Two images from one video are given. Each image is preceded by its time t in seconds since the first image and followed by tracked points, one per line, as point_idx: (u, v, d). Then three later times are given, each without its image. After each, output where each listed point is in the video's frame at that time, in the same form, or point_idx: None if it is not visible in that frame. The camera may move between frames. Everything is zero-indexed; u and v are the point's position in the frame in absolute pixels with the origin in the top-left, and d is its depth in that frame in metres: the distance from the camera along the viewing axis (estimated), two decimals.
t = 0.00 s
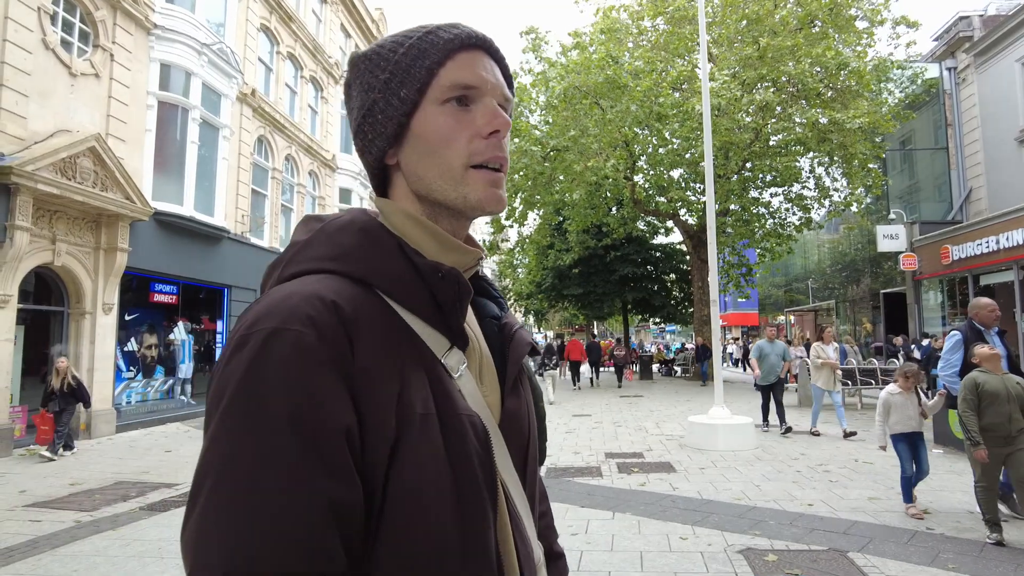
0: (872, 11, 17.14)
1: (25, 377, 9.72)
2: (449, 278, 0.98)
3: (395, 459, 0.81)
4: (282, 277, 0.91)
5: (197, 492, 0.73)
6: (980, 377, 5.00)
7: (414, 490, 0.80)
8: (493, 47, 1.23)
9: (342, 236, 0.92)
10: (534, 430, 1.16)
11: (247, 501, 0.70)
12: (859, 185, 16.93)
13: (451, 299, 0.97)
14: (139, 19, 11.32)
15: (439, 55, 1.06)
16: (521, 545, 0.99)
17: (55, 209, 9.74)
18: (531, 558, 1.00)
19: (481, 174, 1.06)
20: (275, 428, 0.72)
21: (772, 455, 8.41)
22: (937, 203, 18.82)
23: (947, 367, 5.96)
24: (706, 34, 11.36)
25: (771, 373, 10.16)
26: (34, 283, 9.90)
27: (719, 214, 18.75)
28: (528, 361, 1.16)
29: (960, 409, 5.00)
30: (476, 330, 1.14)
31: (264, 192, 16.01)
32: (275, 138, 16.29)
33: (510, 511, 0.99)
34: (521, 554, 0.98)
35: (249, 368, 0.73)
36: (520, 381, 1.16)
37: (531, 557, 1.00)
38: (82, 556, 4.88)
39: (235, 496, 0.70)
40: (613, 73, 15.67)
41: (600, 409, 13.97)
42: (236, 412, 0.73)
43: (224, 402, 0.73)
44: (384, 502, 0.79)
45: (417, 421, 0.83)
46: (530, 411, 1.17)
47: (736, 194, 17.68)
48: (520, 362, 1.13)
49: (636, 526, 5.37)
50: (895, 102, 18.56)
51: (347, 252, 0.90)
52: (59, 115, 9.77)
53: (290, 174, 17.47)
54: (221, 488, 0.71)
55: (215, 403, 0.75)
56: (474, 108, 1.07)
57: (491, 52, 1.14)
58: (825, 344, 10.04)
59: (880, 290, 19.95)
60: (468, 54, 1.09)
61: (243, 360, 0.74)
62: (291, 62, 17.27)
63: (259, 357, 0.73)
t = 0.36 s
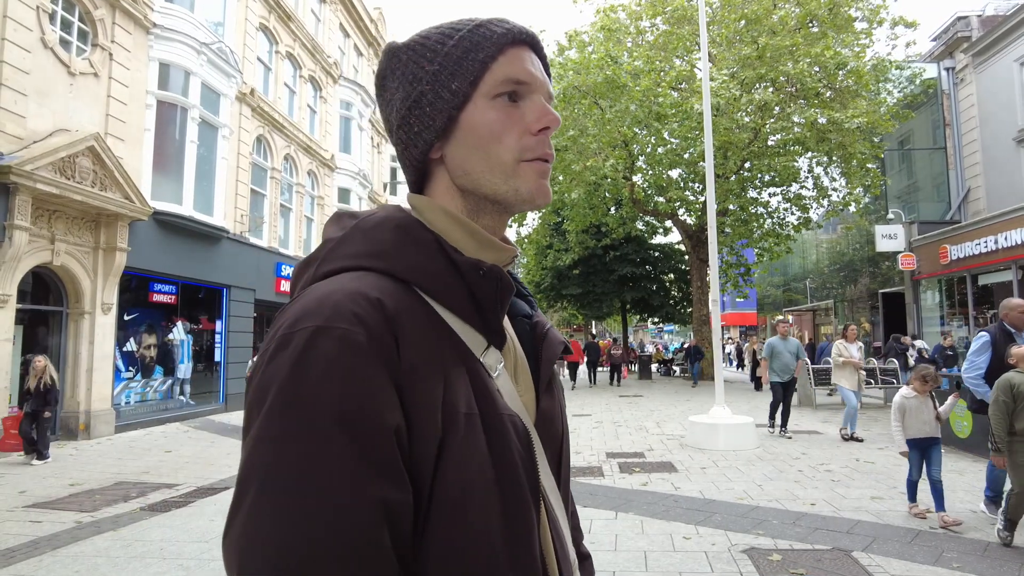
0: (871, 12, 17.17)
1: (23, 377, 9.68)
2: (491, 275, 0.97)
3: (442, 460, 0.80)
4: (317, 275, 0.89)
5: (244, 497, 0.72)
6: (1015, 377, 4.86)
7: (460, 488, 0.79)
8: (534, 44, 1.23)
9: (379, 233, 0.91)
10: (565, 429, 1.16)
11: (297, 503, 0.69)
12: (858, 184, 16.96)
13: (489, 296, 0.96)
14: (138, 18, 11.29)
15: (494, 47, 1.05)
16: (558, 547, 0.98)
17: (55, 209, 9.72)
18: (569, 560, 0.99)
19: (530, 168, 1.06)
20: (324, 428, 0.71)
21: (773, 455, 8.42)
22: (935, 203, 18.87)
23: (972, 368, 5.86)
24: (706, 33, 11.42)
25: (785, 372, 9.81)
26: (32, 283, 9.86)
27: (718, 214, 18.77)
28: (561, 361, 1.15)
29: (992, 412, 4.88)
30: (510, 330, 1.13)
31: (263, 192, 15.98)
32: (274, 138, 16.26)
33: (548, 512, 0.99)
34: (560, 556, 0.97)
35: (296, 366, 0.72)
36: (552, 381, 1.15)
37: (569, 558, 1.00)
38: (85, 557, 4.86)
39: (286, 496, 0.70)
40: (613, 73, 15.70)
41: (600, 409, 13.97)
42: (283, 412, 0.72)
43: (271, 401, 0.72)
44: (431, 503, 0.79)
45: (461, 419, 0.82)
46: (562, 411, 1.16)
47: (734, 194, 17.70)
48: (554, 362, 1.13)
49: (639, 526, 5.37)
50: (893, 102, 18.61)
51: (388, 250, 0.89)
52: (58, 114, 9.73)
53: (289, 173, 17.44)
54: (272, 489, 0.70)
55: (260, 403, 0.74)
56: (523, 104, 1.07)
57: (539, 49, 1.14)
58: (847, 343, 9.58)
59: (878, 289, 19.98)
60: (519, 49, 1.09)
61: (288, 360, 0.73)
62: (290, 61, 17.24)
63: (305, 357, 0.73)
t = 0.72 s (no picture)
0: (869, 12, 17.19)
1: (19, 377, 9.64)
2: (501, 268, 0.95)
3: (453, 454, 0.76)
4: (323, 267, 0.86)
5: (249, 493, 0.68)
6: None
7: (471, 485, 0.76)
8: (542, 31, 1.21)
9: (387, 224, 0.88)
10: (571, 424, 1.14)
11: (309, 501, 0.65)
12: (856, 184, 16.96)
13: (499, 288, 0.93)
14: (135, 17, 11.25)
15: (499, 34, 1.03)
16: (566, 544, 0.95)
17: (51, 209, 9.68)
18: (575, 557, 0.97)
19: (535, 157, 1.04)
20: (336, 421, 0.67)
21: (772, 455, 8.41)
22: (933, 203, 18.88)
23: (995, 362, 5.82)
24: (704, 33, 11.47)
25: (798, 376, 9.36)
26: (28, 283, 9.82)
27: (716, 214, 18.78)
28: (568, 355, 1.13)
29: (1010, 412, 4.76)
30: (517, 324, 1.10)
31: (260, 192, 15.95)
32: (271, 138, 16.22)
33: (556, 512, 0.95)
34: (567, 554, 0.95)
35: (306, 358, 0.69)
36: (559, 376, 1.13)
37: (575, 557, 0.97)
38: (80, 558, 4.83)
39: (295, 492, 0.65)
40: (610, 73, 15.70)
41: (599, 409, 13.94)
42: (292, 404, 0.68)
43: (279, 393, 0.68)
44: (443, 501, 0.75)
45: (471, 412, 0.80)
46: (568, 408, 1.14)
47: (732, 195, 17.69)
48: (559, 357, 1.11)
49: (638, 526, 5.35)
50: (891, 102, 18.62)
51: (396, 241, 0.86)
52: (55, 114, 9.70)
53: (286, 173, 17.40)
54: (280, 485, 0.66)
55: (265, 398, 0.70)
56: (529, 93, 1.05)
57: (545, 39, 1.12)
58: (861, 343, 9.05)
59: (876, 290, 20.00)
60: (524, 38, 1.07)
61: (297, 352, 0.70)
62: (287, 62, 17.20)
63: (315, 348, 0.69)
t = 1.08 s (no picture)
0: (864, 13, 17.24)
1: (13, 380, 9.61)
2: (480, 276, 0.95)
3: (428, 462, 0.77)
4: (302, 273, 0.86)
5: (224, 501, 0.68)
6: None
7: (445, 492, 0.77)
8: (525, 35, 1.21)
9: (367, 230, 0.88)
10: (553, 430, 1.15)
11: (281, 508, 0.66)
12: (851, 185, 17.00)
13: (478, 296, 0.93)
14: (130, 18, 11.23)
15: (469, 40, 1.04)
16: (545, 550, 0.96)
17: (45, 210, 9.65)
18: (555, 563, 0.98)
19: (509, 164, 1.04)
20: (307, 430, 0.67)
21: (767, 455, 8.43)
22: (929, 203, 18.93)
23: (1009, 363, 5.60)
24: (700, 34, 11.50)
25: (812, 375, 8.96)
26: (23, 285, 9.80)
27: (712, 214, 18.82)
28: (550, 361, 1.13)
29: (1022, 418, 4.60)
30: (498, 331, 1.11)
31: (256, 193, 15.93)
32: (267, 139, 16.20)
33: (534, 517, 0.96)
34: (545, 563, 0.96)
35: (280, 367, 0.69)
36: (542, 382, 1.13)
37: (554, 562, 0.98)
38: (74, 560, 4.82)
39: (267, 500, 0.66)
40: (607, 74, 15.69)
41: (596, 410, 13.96)
42: (265, 413, 0.68)
43: (254, 401, 0.68)
44: (417, 508, 0.76)
45: (447, 421, 0.80)
46: (550, 414, 1.15)
47: (728, 195, 17.71)
48: (541, 363, 1.11)
49: (632, 527, 5.37)
50: (887, 103, 18.65)
51: (373, 247, 0.86)
52: (49, 115, 9.67)
53: (282, 174, 17.38)
54: (253, 494, 0.66)
55: (238, 406, 0.71)
56: (501, 98, 1.05)
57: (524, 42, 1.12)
58: (877, 343, 8.72)
59: (872, 290, 20.06)
60: (499, 42, 1.07)
61: (271, 360, 0.70)
62: (283, 62, 17.19)
63: (288, 357, 0.69)
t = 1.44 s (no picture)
0: (861, 14, 17.27)
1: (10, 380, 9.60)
2: (455, 273, 0.97)
3: (404, 457, 0.78)
4: (282, 271, 0.88)
5: (202, 494, 0.70)
6: None
7: (421, 484, 0.78)
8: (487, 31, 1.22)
9: (346, 229, 0.90)
10: (533, 424, 1.18)
11: (260, 499, 0.67)
12: (849, 186, 17.01)
13: (456, 294, 0.95)
14: (127, 19, 11.22)
15: (422, 42, 1.06)
16: (523, 543, 0.98)
17: (43, 211, 9.66)
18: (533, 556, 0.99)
19: (469, 161, 1.05)
20: (284, 424, 0.69)
21: (763, 455, 8.45)
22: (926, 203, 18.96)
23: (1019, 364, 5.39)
24: (697, 35, 11.48)
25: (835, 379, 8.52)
26: (20, 286, 9.81)
27: (710, 215, 18.83)
28: (529, 358, 1.15)
29: None
30: (478, 328, 1.13)
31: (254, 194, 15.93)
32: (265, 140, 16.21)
33: (513, 509, 0.98)
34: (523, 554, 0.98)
35: (257, 363, 0.70)
36: (522, 377, 1.15)
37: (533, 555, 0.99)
38: (70, 560, 4.83)
39: (243, 494, 0.67)
40: (605, 75, 15.66)
41: (593, 410, 13.98)
42: (243, 407, 0.69)
43: (232, 397, 0.70)
44: (393, 501, 0.77)
45: (423, 415, 0.81)
46: (531, 410, 1.17)
47: (726, 196, 17.72)
48: (520, 360, 1.14)
49: (628, 526, 5.38)
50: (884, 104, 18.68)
51: (351, 246, 0.87)
52: (46, 116, 9.67)
53: (280, 175, 17.39)
54: (230, 488, 0.68)
55: (218, 400, 0.72)
56: (458, 95, 1.07)
57: (479, 37, 1.13)
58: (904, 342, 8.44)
59: (869, 290, 20.12)
60: (452, 40, 1.08)
61: (249, 357, 0.71)
62: (281, 63, 17.20)
63: (266, 352, 0.71)
